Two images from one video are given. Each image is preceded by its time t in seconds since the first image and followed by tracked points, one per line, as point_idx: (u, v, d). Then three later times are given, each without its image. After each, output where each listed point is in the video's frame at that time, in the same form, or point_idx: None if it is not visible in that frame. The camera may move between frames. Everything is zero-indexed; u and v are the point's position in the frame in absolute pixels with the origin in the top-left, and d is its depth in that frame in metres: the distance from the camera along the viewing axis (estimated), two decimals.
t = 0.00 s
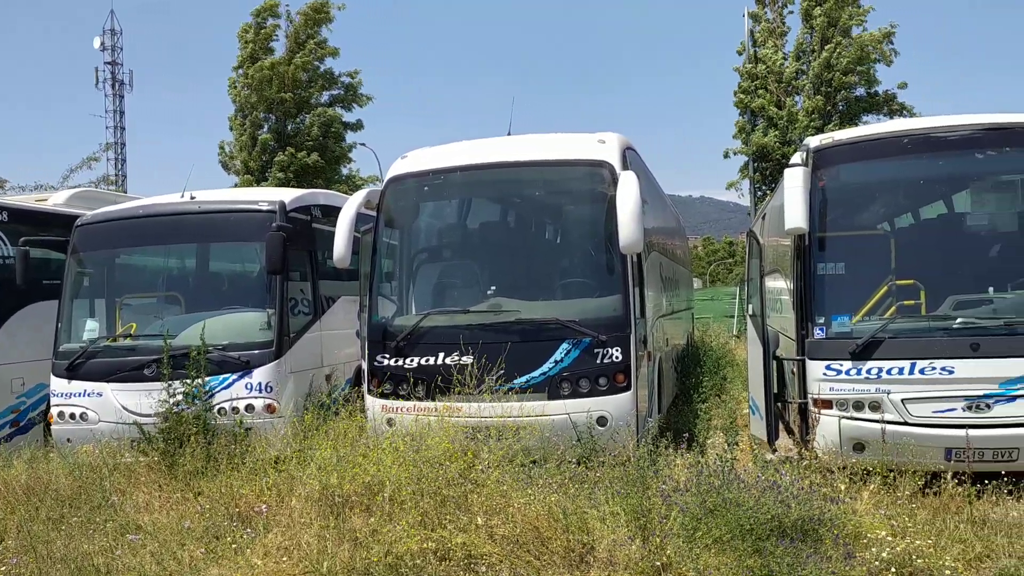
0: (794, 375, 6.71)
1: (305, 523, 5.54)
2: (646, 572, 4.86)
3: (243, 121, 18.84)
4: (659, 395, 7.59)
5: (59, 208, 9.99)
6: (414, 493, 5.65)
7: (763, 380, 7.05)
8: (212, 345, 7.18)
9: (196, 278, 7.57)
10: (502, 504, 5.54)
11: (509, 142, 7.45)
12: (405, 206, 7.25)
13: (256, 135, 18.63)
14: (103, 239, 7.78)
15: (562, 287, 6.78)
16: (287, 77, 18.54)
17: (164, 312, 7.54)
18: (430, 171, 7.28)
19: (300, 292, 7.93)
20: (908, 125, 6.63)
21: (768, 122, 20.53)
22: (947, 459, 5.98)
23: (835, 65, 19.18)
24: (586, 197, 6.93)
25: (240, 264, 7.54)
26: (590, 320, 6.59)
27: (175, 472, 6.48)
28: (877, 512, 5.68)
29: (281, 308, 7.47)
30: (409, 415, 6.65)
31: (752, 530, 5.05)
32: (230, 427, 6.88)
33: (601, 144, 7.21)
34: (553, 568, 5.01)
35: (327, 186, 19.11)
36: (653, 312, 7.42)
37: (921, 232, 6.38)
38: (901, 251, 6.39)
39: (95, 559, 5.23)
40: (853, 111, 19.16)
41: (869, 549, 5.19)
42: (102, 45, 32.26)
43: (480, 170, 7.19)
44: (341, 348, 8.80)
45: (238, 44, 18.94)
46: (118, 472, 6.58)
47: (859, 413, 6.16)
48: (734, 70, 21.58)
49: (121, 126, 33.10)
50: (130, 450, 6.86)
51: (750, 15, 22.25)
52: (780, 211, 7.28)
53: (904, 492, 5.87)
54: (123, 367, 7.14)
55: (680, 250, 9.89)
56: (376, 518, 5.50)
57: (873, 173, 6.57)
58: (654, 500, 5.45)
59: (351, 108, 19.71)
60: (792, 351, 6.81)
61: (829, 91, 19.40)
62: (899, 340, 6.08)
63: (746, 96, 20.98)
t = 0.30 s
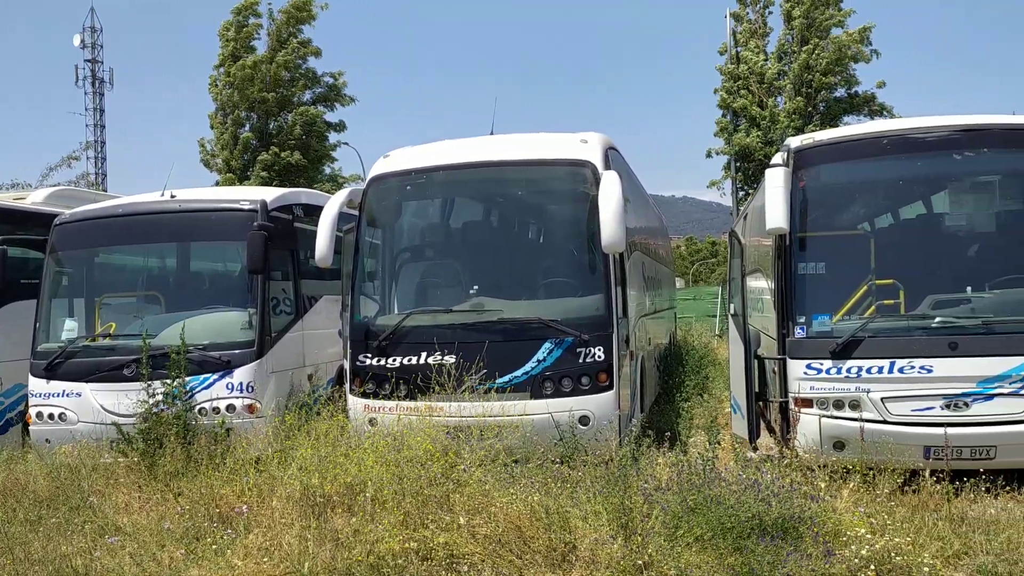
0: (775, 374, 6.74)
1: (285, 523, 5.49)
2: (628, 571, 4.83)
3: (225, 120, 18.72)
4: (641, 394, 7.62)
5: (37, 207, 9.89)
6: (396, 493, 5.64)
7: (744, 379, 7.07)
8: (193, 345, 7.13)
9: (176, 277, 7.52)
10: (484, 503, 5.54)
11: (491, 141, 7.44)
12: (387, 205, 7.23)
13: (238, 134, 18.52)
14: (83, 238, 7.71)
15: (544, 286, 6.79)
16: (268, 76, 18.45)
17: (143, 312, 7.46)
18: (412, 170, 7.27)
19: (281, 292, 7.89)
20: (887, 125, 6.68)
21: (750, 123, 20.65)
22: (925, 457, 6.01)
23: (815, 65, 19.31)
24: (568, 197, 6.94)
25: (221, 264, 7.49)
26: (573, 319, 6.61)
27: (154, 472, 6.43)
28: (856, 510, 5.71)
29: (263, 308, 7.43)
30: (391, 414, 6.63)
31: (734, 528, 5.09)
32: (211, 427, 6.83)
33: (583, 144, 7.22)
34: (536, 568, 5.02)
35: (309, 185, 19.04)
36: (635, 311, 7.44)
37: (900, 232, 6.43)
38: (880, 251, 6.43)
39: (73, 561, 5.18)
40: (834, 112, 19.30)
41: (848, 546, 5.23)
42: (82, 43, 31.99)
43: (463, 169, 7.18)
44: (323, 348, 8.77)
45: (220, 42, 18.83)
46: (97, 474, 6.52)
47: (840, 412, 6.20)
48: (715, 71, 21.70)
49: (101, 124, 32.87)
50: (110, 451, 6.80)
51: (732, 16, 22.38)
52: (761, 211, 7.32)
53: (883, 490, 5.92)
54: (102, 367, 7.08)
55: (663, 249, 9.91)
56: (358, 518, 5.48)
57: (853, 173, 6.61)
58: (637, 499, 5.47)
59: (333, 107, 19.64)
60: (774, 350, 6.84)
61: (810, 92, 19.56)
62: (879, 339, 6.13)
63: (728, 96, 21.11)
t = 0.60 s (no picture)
0: (755, 372, 6.77)
1: (266, 524, 5.46)
2: (609, 570, 4.86)
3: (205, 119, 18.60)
4: (623, 393, 7.64)
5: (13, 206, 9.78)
6: (377, 492, 5.61)
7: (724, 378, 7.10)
8: (172, 344, 7.08)
9: (155, 277, 7.46)
10: (465, 502, 5.53)
11: (472, 140, 7.43)
12: (368, 204, 7.20)
13: (218, 133, 18.41)
14: (60, 237, 7.64)
15: (526, 286, 6.80)
16: (249, 74, 18.33)
17: (122, 311, 7.42)
18: (393, 169, 7.24)
19: (261, 291, 7.84)
20: (865, 125, 6.72)
21: (731, 122, 20.76)
22: (903, 454, 6.07)
23: (794, 66, 19.41)
24: (549, 196, 6.95)
25: (201, 263, 7.44)
26: (554, 319, 6.62)
27: (132, 474, 6.38)
28: (835, 507, 5.74)
29: (242, 307, 7.39)
30: (372, 414, 6.60)
31: (714, 526, 5.12)
32: (190, 428, 6.79)
33: (564, 143, 7.23)
34: (517, 567, 5.03)
35: (291, 185, 18.97)
36: (617, 311, 7.46)
37: (878, 231, 6.48)
38: (859, 251, 6.48)
39: (49, 563, 5.13)
40: (814, 112, 19.42)
41: (826, 544, 5.25)
42: (60, 41, 31.69)
43: (444, 168, 7.16)
44: (304, 347, 8.73)
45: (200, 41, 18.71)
46: (75, 476, 6.46)
47: (819, 410, 6.23)
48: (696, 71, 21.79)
49: (80, 123, 32.59)
50: (87, 453, 6.74)
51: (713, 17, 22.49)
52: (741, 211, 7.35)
53: (862, 488, 5.96)
54: (79, 367, 7.01)
55: (645, 248, 9.92)
56: (338, 518, 5.45)
57: (832, 173, 6.65)
58: (619, 497, 5.46)
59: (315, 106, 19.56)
60: (754, 348, 6.87)
61: (790, 92, 19.67)
62: (858, 338, 6.17)
63: (709, 96, 21.20)
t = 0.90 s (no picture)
0: (733, 371, 6.81)
1: (243, 526, 5.43)
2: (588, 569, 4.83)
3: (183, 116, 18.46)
4: (602, 392, 7.65)
5: None
6: (355, 493, 5.56)
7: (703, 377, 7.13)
8: (148, 344, 7.02)
9: (132, 276, 7.41)
10: (444, 502, 5.52)
11: (452, 140, 7.42)
12: (347, 203, 7.18)
13: (196, 131, 18.27)
14: (35, 235, 7.56)
15: (505, 285, 6.80)
16: (227, 72, 18.21)
17: (97, 311, 7.36)
18: (372, 168, 7.22)
19: (240, 291, 7.80)
20: (842, 126, 6.77)
21: (711, 123, 20.87)
22: (879, 452, 6.09)
23: (772, 66, 19.49)
24: (529, 195, 6.95)
25: (178, 263, 7.40)
26: (533, 318, 6.62)
27: (108, 475, 6.32)
28: (812, 505, 5.77)
29: (220, 307, 7.34)
30: (351, 414, 6.58)
31: (693, 525, 5.12)
32: (166, 429, 6.74)
33: (544, 143, 7.23)
34: (494, 567, 5.06)
35: (270, 183, 18.88)
36: (596, 310, 7.48)
37: (855, 231, 6.52)
38: (836, 250, 6.52)
39: (21, 566, 5.08)
40: (792, 112, 19.54)
41: (803, 541, 5.27)
42: (35, 37, 31.34)
43: (424, 167, 7.15)
44: (283, 347, 8.69)
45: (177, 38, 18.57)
46: (49, 477, 6.39)
47: (796, 409, 6.27)
48: (676, 72, 21.89)
49: (57, 120, 32.25)
50: (62, 454, 6.67)
51: (693, 17, 22.62)
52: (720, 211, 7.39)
53: (839, 486, 5.99)
54: (54, 368, 6.94)
55: (625, 248, 9.95)
56: (316, 519, 5.42)
57: (809, 173, 6.69)
58: (598, 496, 5.45)
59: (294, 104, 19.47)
60: (733, 348, 6.91)
61: (768, 93, 19.74)
62: (835, 337, 6.22)
63: (688, 97, 21.31)
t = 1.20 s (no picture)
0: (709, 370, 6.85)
1: (218, 527, 5.39)
2: (563, 568, 4.85)
3: (158, 114, 18.28)
4: (580, 392, 7.66)
5: None
6: (331, 493, 5.54)
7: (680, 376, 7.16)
8: (122, 344, 6.96)
9: (105, 275, 7.34)
10: (421, 502, 5.51)
11: (429, 139, 7.40)
12: (324, 201, 7.14)
13: (172, 128, 18.11)
14: (6, 233, 7.45)
15: (483, 285, 6.80)
16: (203, 69, 18.06)
17: (70, 310, 7.29)
18: (349, 167, 7.20)
19: (216, 290, 7.75)
20: (818, 127, 6.82)
21: (688, 123, 20.97)
22: (854, 451, 6.14)
23: (749, 68, 19.49)
24: (507, 195, 6.95)
25: (153, 262, 7.34)
26: (511, 318, 6.63)
27: (80, 476, 6.25)
28: (787, 504, 5.81)
29: (196, 307, 7.29)
30: (327, 414, 6.55)
31: (670, 524, 5.13)
32: (140, 430, 6.68)
33: (522, 143, 7.23)
34: (471, 567, 5.05)
35: (247, 182, 18.78)
36: (574, 310, 7.50)
37: (830, 231, 6.57)
38: (811, 250, 6.56)
39: None
40: (768, 113, 19.67)
41: (778, 539, 5.31)
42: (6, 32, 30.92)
43: (401, 166, 7.13)
44: (260, 347, 8.64)
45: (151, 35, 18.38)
46: (20, 479, 6.31)
47: (772, 407, 6.32)
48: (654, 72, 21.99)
49: (29, 116, 31.84)
50: (33, 455, 6.59)
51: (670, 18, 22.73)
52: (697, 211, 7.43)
53: (814, 484, 6.04)
54: (26, 368, 6.87)
55: (603, 248, 9.98)
56: (292, 520, 5.39)
57: (785, 174, 6.73)
58: (575, 496, 5.44)
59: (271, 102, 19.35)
60: (709, 347, 6.94)
61: (745, 94, 19.74)
62: (810, 337, 6.27)
63: (665, 97, 21.40)
